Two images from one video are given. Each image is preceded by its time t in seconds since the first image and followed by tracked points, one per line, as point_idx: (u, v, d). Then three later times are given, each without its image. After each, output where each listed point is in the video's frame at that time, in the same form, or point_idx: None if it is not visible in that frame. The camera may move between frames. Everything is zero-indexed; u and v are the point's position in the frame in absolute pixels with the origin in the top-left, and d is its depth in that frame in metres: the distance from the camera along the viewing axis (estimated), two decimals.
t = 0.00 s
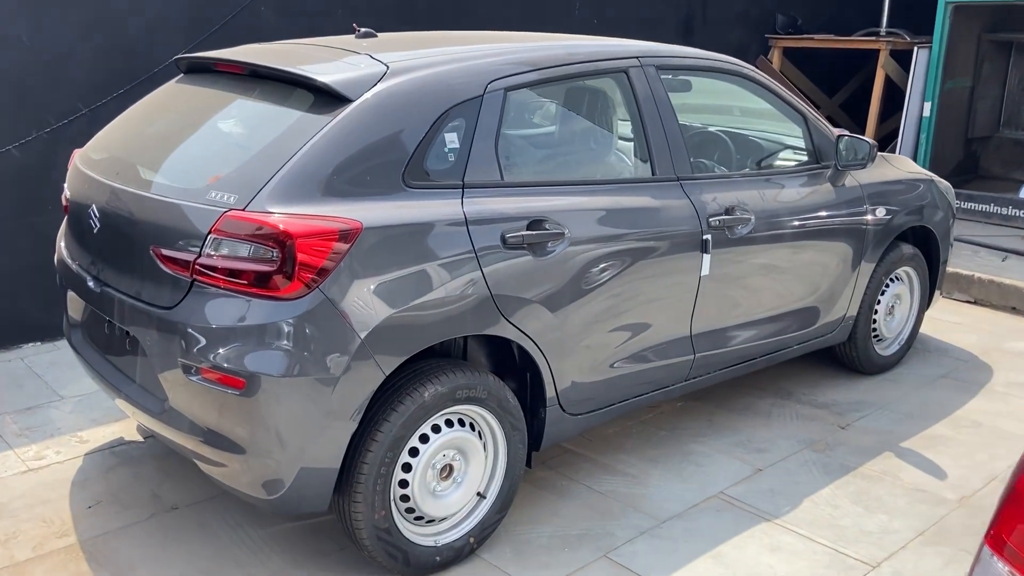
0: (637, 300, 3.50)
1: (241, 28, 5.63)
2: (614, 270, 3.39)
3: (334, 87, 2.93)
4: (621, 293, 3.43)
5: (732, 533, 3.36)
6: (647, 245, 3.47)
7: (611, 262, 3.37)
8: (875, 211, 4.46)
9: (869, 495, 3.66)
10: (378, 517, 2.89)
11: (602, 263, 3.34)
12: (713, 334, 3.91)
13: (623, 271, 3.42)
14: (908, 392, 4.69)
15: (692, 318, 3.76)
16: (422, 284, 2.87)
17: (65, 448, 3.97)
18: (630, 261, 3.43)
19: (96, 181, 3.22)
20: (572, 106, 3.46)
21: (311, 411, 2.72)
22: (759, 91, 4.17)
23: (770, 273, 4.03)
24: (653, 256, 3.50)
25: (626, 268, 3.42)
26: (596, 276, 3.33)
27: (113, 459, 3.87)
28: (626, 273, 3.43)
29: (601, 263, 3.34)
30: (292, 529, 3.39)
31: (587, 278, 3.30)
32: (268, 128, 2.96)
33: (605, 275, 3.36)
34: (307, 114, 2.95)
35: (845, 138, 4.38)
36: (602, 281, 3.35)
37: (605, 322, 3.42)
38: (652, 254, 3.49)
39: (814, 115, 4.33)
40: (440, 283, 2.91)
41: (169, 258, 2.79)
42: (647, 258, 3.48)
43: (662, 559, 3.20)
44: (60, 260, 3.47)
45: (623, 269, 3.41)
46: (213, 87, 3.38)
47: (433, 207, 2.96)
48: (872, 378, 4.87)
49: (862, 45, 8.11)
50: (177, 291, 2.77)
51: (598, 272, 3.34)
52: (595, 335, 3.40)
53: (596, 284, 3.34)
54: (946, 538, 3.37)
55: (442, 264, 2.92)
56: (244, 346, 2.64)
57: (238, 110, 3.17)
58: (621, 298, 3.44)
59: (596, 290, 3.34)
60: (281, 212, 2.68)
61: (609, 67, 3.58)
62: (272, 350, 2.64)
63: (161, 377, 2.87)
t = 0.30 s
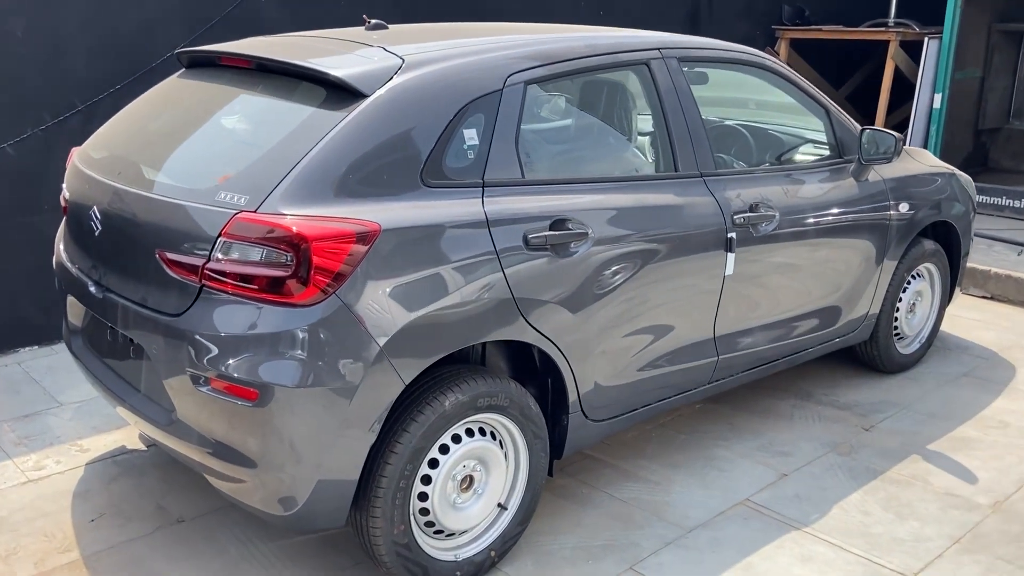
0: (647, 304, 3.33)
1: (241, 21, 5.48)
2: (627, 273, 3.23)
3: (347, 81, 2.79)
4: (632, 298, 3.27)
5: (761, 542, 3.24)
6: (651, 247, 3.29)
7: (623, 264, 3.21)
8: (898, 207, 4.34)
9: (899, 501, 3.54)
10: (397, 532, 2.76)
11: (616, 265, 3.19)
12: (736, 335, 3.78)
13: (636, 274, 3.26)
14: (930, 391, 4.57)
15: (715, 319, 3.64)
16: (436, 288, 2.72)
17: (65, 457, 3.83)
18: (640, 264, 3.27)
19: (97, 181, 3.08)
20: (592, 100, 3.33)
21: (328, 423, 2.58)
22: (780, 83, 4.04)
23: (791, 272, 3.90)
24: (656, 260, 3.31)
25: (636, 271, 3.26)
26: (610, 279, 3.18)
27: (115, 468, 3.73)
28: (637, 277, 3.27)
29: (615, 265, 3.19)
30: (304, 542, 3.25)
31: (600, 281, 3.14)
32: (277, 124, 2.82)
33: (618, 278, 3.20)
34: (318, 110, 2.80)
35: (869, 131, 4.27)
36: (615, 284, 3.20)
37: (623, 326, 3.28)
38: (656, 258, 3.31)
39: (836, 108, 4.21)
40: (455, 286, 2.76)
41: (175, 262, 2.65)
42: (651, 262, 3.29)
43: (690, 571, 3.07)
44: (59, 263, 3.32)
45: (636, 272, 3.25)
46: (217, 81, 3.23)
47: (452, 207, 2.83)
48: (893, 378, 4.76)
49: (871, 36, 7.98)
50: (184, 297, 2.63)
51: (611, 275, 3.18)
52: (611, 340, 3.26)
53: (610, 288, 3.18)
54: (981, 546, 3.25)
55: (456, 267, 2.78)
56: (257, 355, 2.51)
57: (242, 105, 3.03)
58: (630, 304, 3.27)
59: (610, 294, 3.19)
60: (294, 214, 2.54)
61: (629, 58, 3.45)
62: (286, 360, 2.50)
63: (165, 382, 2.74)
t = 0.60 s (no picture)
0: (661, 307, 3.20)
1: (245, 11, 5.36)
2: (640, 273, 3.09)
3: (365, 74, 2.68)
4: (646, 301, 3.14)
5: (790, 547, 3.15)
6: (661, 246, 3.14)
7: (636, 264, 3.07)
8: (922, 201, 4.25)
9: (929, 503, 3.45)
10: (419, 542, 2.67)
11: (629, 266, 3.05)
12: (759, 333, 3.69)
13: (648, 276, 3.12)
14: (953, 389, 4.48)
15: (739, 318, 3.55)
16: (453, 289, 2.61)
17: (71, 461, 3.72)
18: (653, 266, 3.13)
19: (104, 178, 2.97)
20: (614, 93, 3.23)
21: (349, 431, 2.48)
22: (803, 74, 3.94)
23: (815, 268, 3.81)
24: (665, 261, 3.17)
25: (649, 273, 3.12)
26: (623, 280, 3.04)
27: (122, 473, 3.63)
28: (650, 279, 3.13)
29: (628, 265, 3.05)
30: (320, 549, 3.16)
31: (613, 283, 3.01)
32: (292, 118, 2.71)
33: (631, 279, 3.07)
34: (336, 103, 2.70)
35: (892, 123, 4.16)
36: (628, 286, 3.06)
37: (647, 325, 3.18)
38: (666, 259, 3.16)
39: (861, 100, 4.12)
40: (473, 288, 2.65)
41: (188, 263, 2.54)
42: (663, 263, 3.15)
43: None
44: (64, 263, 3.21)
45: (649, 273, 3.12)
46: (227, 74, 3.12)
47: (476, 204, 2.73)
48: (914, 375, 4.67)
49: (881, 25, 7.87)
50: (198, 300, 2.52)
51: (624, 276, 3.04)
52: (636, 341, 3.16)
53: (623, 290, 3.04)
54: (1017, 550, 3.16)
55: (473, 268, 2.66)
56: (276, 361, 2.40)
57: (248, 98, 2.92)
58: (641, 308, 3.13)
59: (623, 296, 3.05)
60: (313, 213, 2.44)
61: (652, 49, 3.35)
62: (306, 366, 2.40)
63: (178, 387, 2.63)
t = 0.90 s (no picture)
0: (674, 307, 3.09)
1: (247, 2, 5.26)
2: (651, 273, 2.98)
3: (381, 66, 2.59)
4: (658, 302, 3.03)
5: (815, 550, 3.08)
6: (671, 244, 3.03)
7: (647, 263, 2.96)
8: (941, 194, 4.18)
9: (954, 504, 3.38)
10: (438, 549, 2.60)
11: (640, 265, 2.94)
12: (779, 330, 3.61)
13: (659, 277, 3.01)
14: (971, 385, 4.41)
15: (759, 315, 3.47)
16: (468, 290, 2.51)
17: (75, 464, 3.63)
18: (664, 265, 3.01)
19: (109, 174, 2.87)
20: (634, 84, 3.14)
21: (369, 436, 2.40)
22: (824, 65, 3.87)
23: (836, 263, 3.73)
24: (676, 260, 3.05)
25: (660, 273, 3.01)
26: (633, 280, 2.92)
27: (128, 476, 3.54)
28: (661, 279, 3.02)
29: (639, 265, 2.94)
30: (333, 555, 3.08)
31: (624, 283, 2.89)
32: (304, 112, 2.62)
33: (642, 279, 2.95)
34: (350, 97, 2.60)
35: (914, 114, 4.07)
36: (638, 287, 2.94)
37: (669, 324, 3.10)
38: (677, 258, 3.04)
39: (881, 92, 4.05)
40: (487, 288, 2.55)
41: (199, 263, 2.45)
42: (674, 261, 3.03)
43: None
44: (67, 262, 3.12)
45: (659, 273, 3.00)
46: (234, 66, 3.02)
47: (496, 201, 2.64)
48: (930, 371, 4.60)
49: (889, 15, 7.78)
50: (209, 301, 2.43)
51: (635, 275, 2.93)
52: (657, 340, 3.08)
53: (633, 291, 2.93)
54: None
55: (486, 267, 2.56)
56: (292, 365, 2.32)
57: (254, 92, 2.83)
58: (654, 309, 3.03)
59: (633, 297, 2.94)
60: (330, 211, 2.35)
61: (671, 40, 3.26)
62: (323, 370, 2.32)
63: (188, 391, 2.54)
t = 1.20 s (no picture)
0: (686, 304, 2.98)
1: None
2: (662, 270, 2.86)
3: (400, 54, 2.50)
4: (670, 301, 2.91)
5: (841, 550, 3.01)
6: (682, 240, 2.90)
7: (659, 260, 2.84)
8: (961, 184, 4.10)
9: (979, 501, 3.31)
10: (461, 553, 2.52)
11: (650, 262, 2.82)
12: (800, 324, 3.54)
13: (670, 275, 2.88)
14: (990, 379, 4.34)
15: (781, 309, 3.39)
16: (486, 287, 2.42)
17: (80, 465, 3.55)
18: (675, 261, 2.89)
19: (116, 167, 2.78)
20: (654, 73, 3.06)
21: (390, 437, 2.32)
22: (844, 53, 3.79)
23: (857, 256, 3.66)
24: (687, 257, 2.93)
25: (671, 270, 2.88)
26: (644, 278, 2.81)
27: (135, 477, 3.46)
28: (673, 276, 2.90)
29: (649, 262, 2.81)
30: (349, 558, 3.00)
31: (634, 281, 2.78)
32: (317, 103, 2.53)
33: (653, 277, 2.83)
34: (368, 86, 2.51)
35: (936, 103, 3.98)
36: (648, 285, 2.82)
37: (692, 319, 3.02)
38: (688, 254, 2.92)
39: (900, 81, 3.99)
40: (507, 285, 2.46)
41: (213, 259, 2.36)
42: (684, 258, 2.91)
43: None
44: (72, 258, 3.02)
45: (671, 270, 2.88)
46: (243, 55, 2.92)
47: (519, 194, 2.56)
48: (947, 365, 4.53)
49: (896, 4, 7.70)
50: (224, 299, 2.34)
51: (645, 273, 2.81)
52: (680, 336, 3.00)
53: (643, 290, 2.81)
54: None
55: (506, 262, 2.47)
56: (311, 365, 2.23)
57: (260, 82, 2.74)
58: (674, 305, 2.94)
59: (643, 296, 2.82)
60: (350, 205, 2.26)
61: (693, 27, 3.17)
62: (343, 369, 2.23)
63: (202, 392, 2.45)
